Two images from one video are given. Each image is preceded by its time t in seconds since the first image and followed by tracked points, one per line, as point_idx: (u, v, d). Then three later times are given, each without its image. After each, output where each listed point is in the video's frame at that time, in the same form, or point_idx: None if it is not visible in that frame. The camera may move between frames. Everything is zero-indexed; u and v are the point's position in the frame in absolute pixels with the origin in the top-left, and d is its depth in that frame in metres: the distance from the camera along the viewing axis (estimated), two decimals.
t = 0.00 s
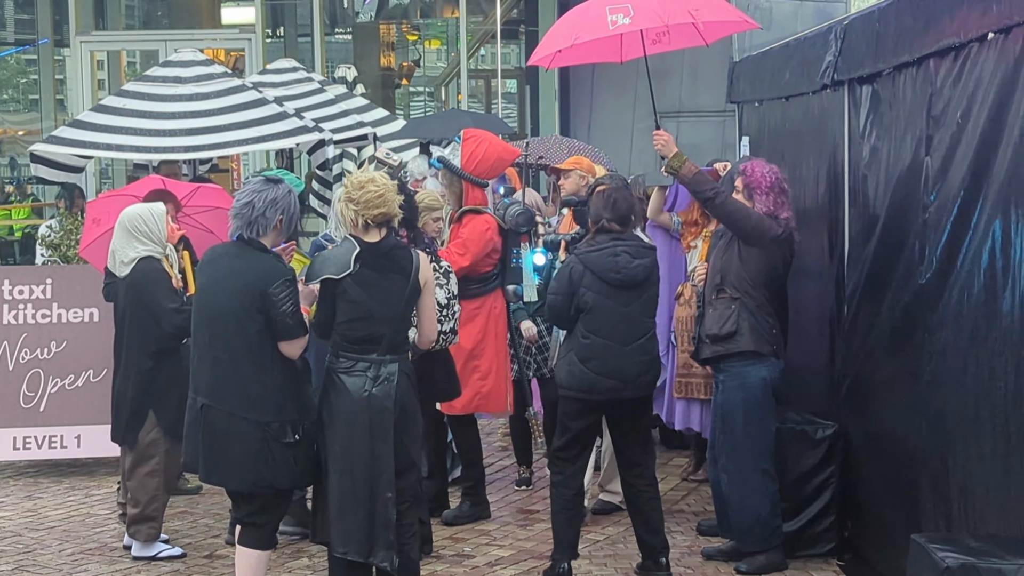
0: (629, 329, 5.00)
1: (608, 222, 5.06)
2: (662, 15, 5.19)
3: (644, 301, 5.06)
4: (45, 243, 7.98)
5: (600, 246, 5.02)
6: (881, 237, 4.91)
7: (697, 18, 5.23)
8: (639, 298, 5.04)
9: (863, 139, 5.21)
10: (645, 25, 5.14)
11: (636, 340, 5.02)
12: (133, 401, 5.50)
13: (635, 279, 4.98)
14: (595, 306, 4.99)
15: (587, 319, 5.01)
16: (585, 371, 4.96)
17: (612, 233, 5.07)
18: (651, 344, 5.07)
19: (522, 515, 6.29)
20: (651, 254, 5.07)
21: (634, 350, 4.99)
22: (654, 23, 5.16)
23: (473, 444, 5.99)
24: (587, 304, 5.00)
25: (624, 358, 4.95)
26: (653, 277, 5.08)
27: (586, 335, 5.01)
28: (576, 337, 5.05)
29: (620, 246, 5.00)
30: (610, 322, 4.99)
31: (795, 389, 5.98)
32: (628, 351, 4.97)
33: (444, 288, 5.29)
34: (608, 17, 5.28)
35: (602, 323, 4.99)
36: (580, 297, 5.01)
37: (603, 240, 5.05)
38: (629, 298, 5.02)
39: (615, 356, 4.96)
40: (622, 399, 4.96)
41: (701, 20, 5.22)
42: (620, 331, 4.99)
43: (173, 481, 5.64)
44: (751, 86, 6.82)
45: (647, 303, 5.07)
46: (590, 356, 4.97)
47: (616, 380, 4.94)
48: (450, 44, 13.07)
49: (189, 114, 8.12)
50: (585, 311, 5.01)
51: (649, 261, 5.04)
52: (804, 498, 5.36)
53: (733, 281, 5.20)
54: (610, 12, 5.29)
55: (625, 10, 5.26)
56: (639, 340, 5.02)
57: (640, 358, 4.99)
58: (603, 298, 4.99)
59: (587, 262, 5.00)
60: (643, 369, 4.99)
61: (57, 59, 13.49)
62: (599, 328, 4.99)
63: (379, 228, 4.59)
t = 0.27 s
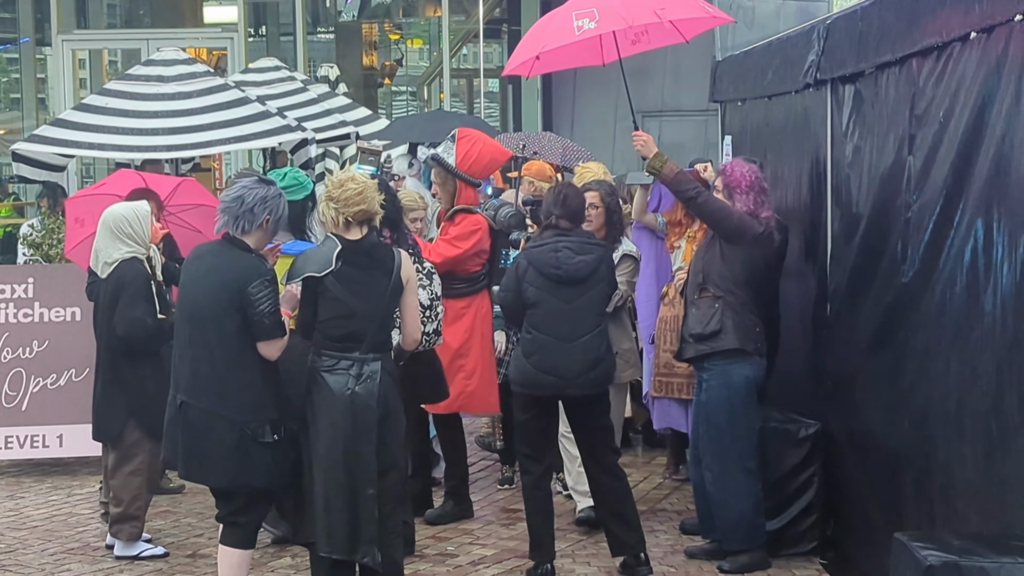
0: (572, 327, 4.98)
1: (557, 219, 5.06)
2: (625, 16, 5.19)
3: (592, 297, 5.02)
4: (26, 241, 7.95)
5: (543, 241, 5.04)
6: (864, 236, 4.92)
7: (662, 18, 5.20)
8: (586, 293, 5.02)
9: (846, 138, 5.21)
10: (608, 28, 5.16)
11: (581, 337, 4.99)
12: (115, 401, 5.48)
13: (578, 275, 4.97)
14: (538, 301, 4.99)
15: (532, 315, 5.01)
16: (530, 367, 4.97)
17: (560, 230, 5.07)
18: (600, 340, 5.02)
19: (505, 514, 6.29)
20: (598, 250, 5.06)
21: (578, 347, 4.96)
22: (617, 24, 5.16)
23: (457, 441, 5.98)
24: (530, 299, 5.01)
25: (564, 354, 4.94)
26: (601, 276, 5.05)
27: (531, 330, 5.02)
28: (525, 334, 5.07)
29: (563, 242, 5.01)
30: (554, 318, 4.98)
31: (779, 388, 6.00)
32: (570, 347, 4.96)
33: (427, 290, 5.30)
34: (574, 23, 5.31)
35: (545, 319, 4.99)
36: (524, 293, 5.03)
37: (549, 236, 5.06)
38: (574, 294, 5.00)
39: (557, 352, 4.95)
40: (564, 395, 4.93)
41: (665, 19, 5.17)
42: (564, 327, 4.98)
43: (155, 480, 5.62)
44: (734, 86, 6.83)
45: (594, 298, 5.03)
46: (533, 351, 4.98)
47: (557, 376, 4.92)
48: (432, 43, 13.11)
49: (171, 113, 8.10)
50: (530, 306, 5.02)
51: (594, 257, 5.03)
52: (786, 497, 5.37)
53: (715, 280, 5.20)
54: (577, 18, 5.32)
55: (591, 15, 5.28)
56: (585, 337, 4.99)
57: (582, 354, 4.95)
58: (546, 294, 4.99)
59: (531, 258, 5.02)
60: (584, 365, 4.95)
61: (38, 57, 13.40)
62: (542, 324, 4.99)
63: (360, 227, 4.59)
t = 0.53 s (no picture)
0: (543, 327, 4.91)
1: (530, 220, 5.03)
2: (598, 15, 5.19)
3: (564, 297, 4.94)
4: (17, 242, 7.95)
5: (511, 243, 4.99)
6: (854, 236, 4.92)
7: (636, 14, 5.16)
8: (557, 293, 4.94)
9: (836, 139, 5.22)
10: (581, 26, 5.16)
11: (552, 337, 4.91)
12: (106, 401, 5.47)
13: (546, 276, 4.90)
14: (510, 303, 4.93)
15: (504, 316, 4.95)
16: (502, 368, 4.91)
17: (532, 232, 5.04)
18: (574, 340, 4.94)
19: (496, 515, 6.29)
20: (568, 250, 4.99)
21: (548, 348, 4.88)
22: (591, 23, 5.16)
23: (448, 441, 5.99)
24: (502, 302, 4.95)
25: (534, 355, 4.86)
26: (570, 278, 4.97)
27: (503, 332, 4.96)
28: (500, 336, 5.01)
29: (531, 243, 4.95)
30: (524, 319, 4.91)
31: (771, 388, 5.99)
32: (541, 348, 4.88)
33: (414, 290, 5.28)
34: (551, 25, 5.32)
35: (517, 320, 4.92)
36: (496, 295, 4.96)
37: (518, 238, 5.02)
38: (545, 295, 4.93)
39: (527, 353, 4.88)
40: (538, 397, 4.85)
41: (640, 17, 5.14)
42: (534, 328, 4.90)
43: (147, 481, 5.62)
44: (725, 87, 6.83)
45: (566, 298, 4.95)
46: (506, 353, 4.91)
47: (529, 378, 4.84)
48: (423, 43, 13.11)
49: (161, 113, 8.09)
50: (502, 308, 4.95)
51: (564, 257, 4.96)
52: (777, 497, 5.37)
53: (702, 281, 5.18)
54: (554, 20, 5.33)
55: (568, 15, 5.29)
56: (555, 337, 4.91)
57: (553, 356, 4.86)
58: (516, 295, 4.93)
59: (501, 260, 4.97)
60: (555, 367, 4.85)
61: (28, 57, 13.46)
62: (513, 325, 4.93)
63: (350, 227, 4.60)
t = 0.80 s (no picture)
0: (547, 327, 4.91)
1: (528, 221, 5.02)
2: (583, 16, 5.20)
3: (563, 299, 4.96)
4: (14, 241, 7.94)
5: (512, 244, 4.96)
6: (852, 235, 4.92)
7: (620, 14, 5.18)
8: (557, 294, 4.95)
9: (834, 137, 5.22)
10: (565, 28, 5.18)
11: (556, 338, 4.92)
12: (104, 401, 5.47)
13: (550, 277, 4.90)
14: (512, 305, 4.91)
15: (504, 318, 4.93)
16: (502, 371, 4.88)
17: (531, 233, 5.02)
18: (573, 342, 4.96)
19: (494, 514, 6.29)
20: (565, 251, 4.99)
21: (552, 350, 4.89)
22: (575, 24, 5.17)
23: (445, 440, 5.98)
24: (504, 303, 4.92)
25: (538, 355, 4.86)
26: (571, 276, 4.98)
27: (505, 333, 4.93)
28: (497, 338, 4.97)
29: (533, 245, 4.94)
30: (528, 321, 4.90)
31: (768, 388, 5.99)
32: (545, 350, 4.88)
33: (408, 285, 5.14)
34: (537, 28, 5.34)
35: (519, 321, 4.91)
36: (498, 297, 4.93)
37: (518, 239, 5.00)
38: (546, 296, 4.93)
39: (531, 355, 4.87)
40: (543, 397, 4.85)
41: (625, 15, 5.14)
42: (537, 330, 4.90)
43: (145, 480, 5.61)
44: (722, 86, 6.83)
45: (565, 300, 4.97)
46: (507, 355, 4.89)
47: (532, 378, 4.84)
48: (420, 42, 13.12)
49: (159, 112, 8.09)
50: (503, 310, 4.92)
51: (564, 258, 4.97)
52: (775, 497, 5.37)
53: (694, 282, 5.20)
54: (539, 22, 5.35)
55: (552, 16, 5.32)
56: (558, 339, 4.92)
57: (557, 357, 4.88)
58: (518, 297, 4.91)
59: (501, 261, 4.94)
60: (557, 369, 4.87)
61: (25, 56, 13.44)
62: (515, 327, 4.91)
63: (348, 225, 4.58)
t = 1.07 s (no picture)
0: (565, 327, 4.89)
1: (545, 221, 4.95)
2: (579, 13, 5.22)
3: (580, 298, 4.94)
4: (17, 241, 7.94)
5: (532, 243, 4.90)
6: (855, 236, 4.92)
7: (616, 12, 5.21)
8: (574, 294, 4.93)
9: (838, 138, 5.22)
10: (562, 24, 5.21)
11: (573, 337, 4.91)
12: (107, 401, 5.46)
13: (570, 276, 4.86)
14: (532, 303, 4.85)
15: (523, 317, 4.87)
16: (519, 370, 4.83)
17: (548, 232, 4.96)
18: (588, 341, 4.95)
19: (497, 514, 6.28)
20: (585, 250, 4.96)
21: (571, 348, 4.88)
22: (571, 20, 5.20)
23: (448, 440, 5.98)
24: (524, 303, 4.86)
25: (558, 355, 4.84)
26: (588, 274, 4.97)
27: (523, 333, 4.87)
28: (511, 337, 4.92)
29: (552, 244, 4.89)
30: (546, 319, 4.86)
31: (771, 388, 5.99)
32: (564, 349, 4.87)
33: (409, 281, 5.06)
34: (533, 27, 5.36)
35: (539, 321, 4.86)
36: (516, 296, 4.87)
37: (536, 238, 4.93)
38: (564, 295, 4.90)
39: (550, 354, 4.84)
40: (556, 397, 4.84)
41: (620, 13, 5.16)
42: (557, 328, 4.87)
43: (148, 480, 5.61)
44: (726, 86, 6.82)
45: (581, 299, 4.95)
46: (526, 354, 4.84)
47: (551, 378, 4.82)
48: (423, 43, 13.13)
49: (162, 113, 8.09)
50: (523, 309, 4.86)
51: (582, 257, 4.94)
52: (779, 497, 5.36)
53: (691, 284, 5.20)
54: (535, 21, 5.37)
55: (547, 15, 5.35)
56: (574, 338, 4.90)
57: (575, 355, 4.88)
58: (537, 295, 4.86)
59: (520, 260, 4.88)
60: (575, 367, 4.88)
61: (29, 56, 13.45)
62: (534, 327, 4.86)
63: (351, 226, 4.59)
